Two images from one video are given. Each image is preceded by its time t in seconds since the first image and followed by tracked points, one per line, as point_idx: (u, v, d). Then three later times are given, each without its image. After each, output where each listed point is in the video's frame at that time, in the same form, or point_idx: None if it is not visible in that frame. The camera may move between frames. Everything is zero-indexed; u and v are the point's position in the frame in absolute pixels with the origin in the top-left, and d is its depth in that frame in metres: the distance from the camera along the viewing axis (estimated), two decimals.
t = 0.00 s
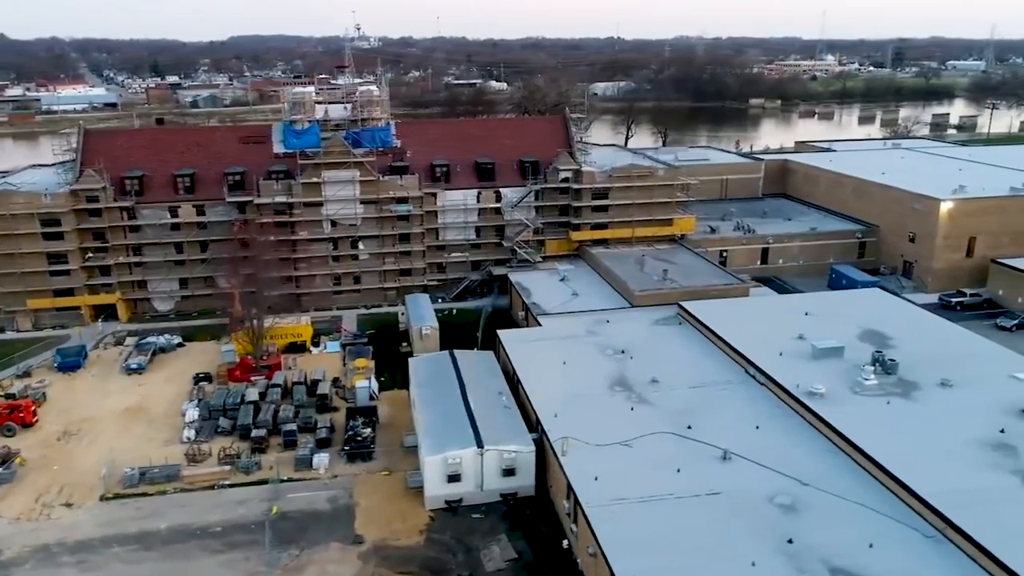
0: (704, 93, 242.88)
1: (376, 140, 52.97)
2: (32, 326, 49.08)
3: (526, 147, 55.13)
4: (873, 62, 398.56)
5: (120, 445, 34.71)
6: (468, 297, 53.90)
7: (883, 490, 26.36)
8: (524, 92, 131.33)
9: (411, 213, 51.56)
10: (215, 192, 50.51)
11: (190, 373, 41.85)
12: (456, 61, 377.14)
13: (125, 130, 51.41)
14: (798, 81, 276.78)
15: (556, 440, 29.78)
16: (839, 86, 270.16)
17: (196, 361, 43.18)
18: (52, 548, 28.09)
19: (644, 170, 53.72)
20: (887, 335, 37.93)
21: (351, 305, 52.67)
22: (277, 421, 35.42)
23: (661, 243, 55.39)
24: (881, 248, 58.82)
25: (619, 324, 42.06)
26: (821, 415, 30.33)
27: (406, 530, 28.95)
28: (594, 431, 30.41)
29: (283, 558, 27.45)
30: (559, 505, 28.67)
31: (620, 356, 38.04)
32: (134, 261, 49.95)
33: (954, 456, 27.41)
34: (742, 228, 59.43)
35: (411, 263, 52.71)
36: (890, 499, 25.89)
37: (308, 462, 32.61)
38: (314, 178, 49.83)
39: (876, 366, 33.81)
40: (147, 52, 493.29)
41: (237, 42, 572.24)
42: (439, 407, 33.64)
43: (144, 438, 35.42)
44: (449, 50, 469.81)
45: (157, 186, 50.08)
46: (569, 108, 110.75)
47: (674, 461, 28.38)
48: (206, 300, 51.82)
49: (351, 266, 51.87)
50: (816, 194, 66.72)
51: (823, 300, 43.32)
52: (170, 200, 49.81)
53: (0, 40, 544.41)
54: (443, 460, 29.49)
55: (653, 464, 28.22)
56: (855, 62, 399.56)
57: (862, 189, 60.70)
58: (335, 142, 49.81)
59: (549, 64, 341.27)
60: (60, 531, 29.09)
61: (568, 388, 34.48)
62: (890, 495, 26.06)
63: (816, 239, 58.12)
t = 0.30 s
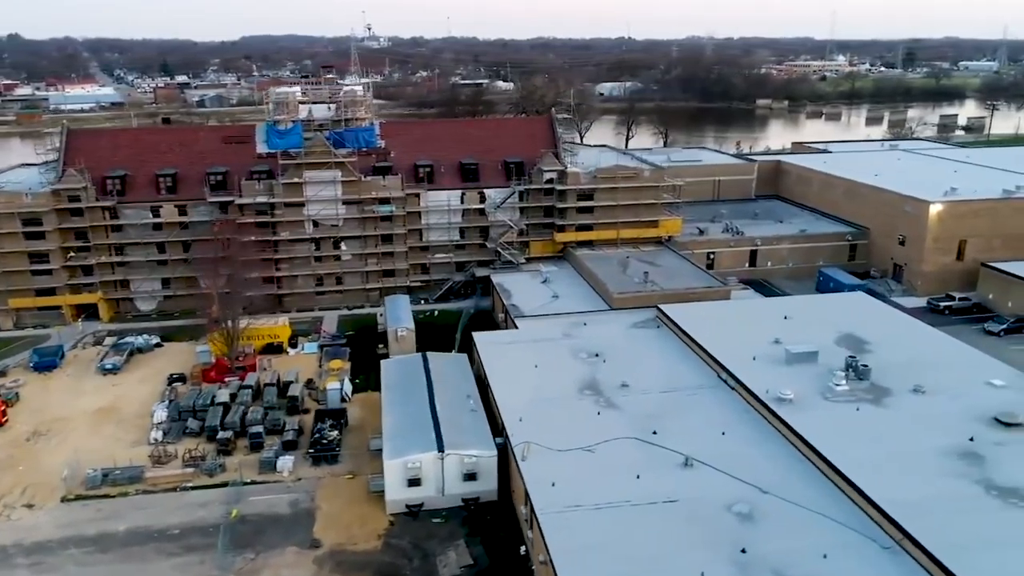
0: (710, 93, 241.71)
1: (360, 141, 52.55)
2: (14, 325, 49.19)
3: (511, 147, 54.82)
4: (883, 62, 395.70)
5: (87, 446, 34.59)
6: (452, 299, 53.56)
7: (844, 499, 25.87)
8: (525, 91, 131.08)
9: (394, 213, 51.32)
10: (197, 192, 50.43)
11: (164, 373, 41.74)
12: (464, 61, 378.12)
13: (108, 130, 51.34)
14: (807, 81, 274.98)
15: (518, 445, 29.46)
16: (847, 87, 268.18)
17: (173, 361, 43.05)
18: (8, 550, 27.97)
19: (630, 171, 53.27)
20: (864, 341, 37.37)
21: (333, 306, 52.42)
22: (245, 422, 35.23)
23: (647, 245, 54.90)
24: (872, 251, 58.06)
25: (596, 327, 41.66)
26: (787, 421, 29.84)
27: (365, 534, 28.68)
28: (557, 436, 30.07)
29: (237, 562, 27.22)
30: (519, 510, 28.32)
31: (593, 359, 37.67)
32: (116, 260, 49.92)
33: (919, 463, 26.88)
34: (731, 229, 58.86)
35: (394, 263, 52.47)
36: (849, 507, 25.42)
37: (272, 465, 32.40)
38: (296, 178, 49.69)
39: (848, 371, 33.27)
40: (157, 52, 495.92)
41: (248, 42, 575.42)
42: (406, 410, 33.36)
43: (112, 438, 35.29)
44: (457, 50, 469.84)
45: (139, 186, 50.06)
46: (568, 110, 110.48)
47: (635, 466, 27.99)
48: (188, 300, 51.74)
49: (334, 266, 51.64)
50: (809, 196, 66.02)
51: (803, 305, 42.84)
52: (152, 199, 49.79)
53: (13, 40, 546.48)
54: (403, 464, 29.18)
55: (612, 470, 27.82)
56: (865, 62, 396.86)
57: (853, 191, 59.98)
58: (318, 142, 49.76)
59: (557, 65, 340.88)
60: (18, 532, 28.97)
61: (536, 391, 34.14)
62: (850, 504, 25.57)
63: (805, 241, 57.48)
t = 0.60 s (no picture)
0: (717, 94, 240.40)
1: (344, 142, 52.62)
2: None
3: (497, 149, 54.45)
4: (894, 63, 392.72)
5: (54, 449, 34.45)
6: (436, 301, 53.17)
7: (806, 511, 25.28)
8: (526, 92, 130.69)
9: (377, 215, 51.02)
10: (181, 193, 50.27)
11: (140, 375, 41.59)
12: (472, 61, 378.59)
13: (92, 130, 51.15)
14: (815, 82, 273.07)
15: (480, 451, 29.05)
16: (857, 87, 266.04)
17: (150, 363, 42.85)
18: None
19: (616, 173, 52.73)
20: (842, 347, 36.72)
21: (316, 308, 52.10)
22: (213, 426, 34.98)
23: (634, 247, 54.32)
24: (864, 254, 57.24)
25: (573, 330, 41.20)
26: (755, 429, 29.24)
27: (324, 541, 28.33)
28: (521, 443, 29.63)
29: (191, 569, 26.92)
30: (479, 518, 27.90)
31: (567, 364, 37.21)
32: (98, 261, 49.79)
33: (885, 474, 26.24)
34: (720, 232, 58.23)
35: (378, 265, 52.18)
36: (810, 519, 24.85)
37: (236, 469, 32.11)
38: (278, 179, 49.46)
39: (822, 378, 32.65)
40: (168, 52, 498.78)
41: (259, 42, 578.56)
42: (373, 415, 33.02)
43: (81, 441, 35.11)
44: (467, 50, 469.72)
45: (122, 187, 49.93)
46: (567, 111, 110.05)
47: (596, 475, 27.50)
48: (171, 301, 51.60)
49: (317, 268, 51.39)
50: (802, 198, 65.27)
51: (786, 310, 42.23)
52: (135, 200, 49.65)
53: (27, 40, 551.46)
54: (363, 470, 28.86)
55: (573, 478, 27.33)
56: (876, 62, 393.93)
57: (845, 193, 59.23)
58: (301, 143, 49.52)
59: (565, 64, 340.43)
60: None
61: (506, 397, 33.71)
62: (812, 516, 24.96)
63: (796, 244, 56.81)
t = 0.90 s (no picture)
0: (721, 94, 239.10)
1: (326, 144, 52.17)
2: None
3: (481, 150, 53.95)
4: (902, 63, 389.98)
5: (19, 453, 34.14)
6: (418, 304, 52.67)
7: (766, 525, 24.61)
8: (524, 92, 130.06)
9: (358, 217, 50.56)
10: (161, 194, 49.99)
11: (113, 378, 41.29)
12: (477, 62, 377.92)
13: (74, 131, 50.85)
14: (822, 82, 271.31)
15: (440, 459, 28.51)
16: (863, 88, 264.13)
17: (124, 366, 42.55)
18: None
19: (600, 175, 52.11)
20: (819, 354, 36.02)
21: (297, 310, 51.64)
22: (179, 431, 34.58)
23: (619, 251, 53.61)
24: (854, 258, 56.40)
25: (549, 335, 40.63)
26: (721, 439, 28.59)
27: (279, 550, 27.84)
28: (482, 451, 29.07)
29: None
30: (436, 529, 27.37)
31: (539, 371, 36.65)
32: (78, 262, 49.53)
33: (850, 486, 25.54)
34: (708, 235, 57.56)
35: (359, 268, 51.74)
36: (769, 534, 24.20)
37: (198, 476, 31.69)
38: (257, 181, 49.07)
39: (794, 387, 31.96)
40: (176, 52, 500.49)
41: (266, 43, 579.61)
42: (337, 421, 32.55)
43: (46, 446, 34.80)
44: (473, 50, 469.36)
45: (102, 188, 49.64)
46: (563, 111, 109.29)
47: (555, 485, 26.92)
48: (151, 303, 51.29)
49: (297, 270, 50.94)
50: (794, 201, 64.49)
51: (766, 316, 41.53)
52: (114, 202, 49.36)
53: (36, 40, 554.33)
54: (320, 479, 28.39)
55: (531, 488, 26.75)
56: (884, 62, 391.39)
57: (836, 196, 58.39)
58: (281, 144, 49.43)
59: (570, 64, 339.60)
60: None
61: (473, 403, 33.17)
62: (771, 530, 24.30)
63: (784, 248, 56.03)
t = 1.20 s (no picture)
0: (734, 95, 237.16)
1: (316, 145, 52.08)
2: None
3: (471, 152, 53.40)
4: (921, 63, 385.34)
5: None
6: (407, 307, 52.18)
7: (732, 542, 23.87)
8: (531, 93, 129.52)
9: (346, 219, 50.20)
10: (149, 195, 49.80)
11: (93, 380, 41.14)
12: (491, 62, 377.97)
13: (63, 132, 50.80)
14: (837, 83, 268.44)
15: (405, 469, 27.99)
16: (879, 88, 260.95)
17: (106, 368, 42.42)
18: None
19: (591, 178, 51.34)
20: (803, 364, 35.16)
21: (285, 312, 51.28)
22: (151, 434, 34.31)
23: (611, 255, 52.64)
24: (852, 263, 55.31)
25: (531, 341, 40.00)
26: (693, 451, 27.85)
27: (241, 559, 27.41)
28: (449, 461, 28.53)
29: None
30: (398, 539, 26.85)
31: (517, 377, 36.05)
32: (66, 263, 49.47)
33: (822, 502, 24.73)
34: (703, 239, 56.69)
35: (348, 270, 51.36)
36: (734, 550, 23.44)
37: (166, 481, 31.37)
38: (244, 182, 48.77)
39: (773, 398, 31.14)
40: (193, 53, 504.21)
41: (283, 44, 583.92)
42: (307, 427, 32.14)
43: (19, 449, 34.63)
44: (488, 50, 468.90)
45: (90, 189, 49.57)
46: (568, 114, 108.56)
47: (519, 497, 26.31)
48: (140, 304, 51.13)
49: (285, 273, 50.60)
50: (794, 204, 63.44)
51: (753, 324, 40.74)
52: (102, 203, 49.27)
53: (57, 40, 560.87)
54: (283, 487, 27.95)
55: (494, 500, 26.17)
56: (903, 63, 387.12)
57: (835, 200, 57.34)
58: (267, 146, 48.66)
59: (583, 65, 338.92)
60: None
61: (446, 411, 32.62)
62: (736, 547, 23.56)
63: (780, 252, 55.03)
